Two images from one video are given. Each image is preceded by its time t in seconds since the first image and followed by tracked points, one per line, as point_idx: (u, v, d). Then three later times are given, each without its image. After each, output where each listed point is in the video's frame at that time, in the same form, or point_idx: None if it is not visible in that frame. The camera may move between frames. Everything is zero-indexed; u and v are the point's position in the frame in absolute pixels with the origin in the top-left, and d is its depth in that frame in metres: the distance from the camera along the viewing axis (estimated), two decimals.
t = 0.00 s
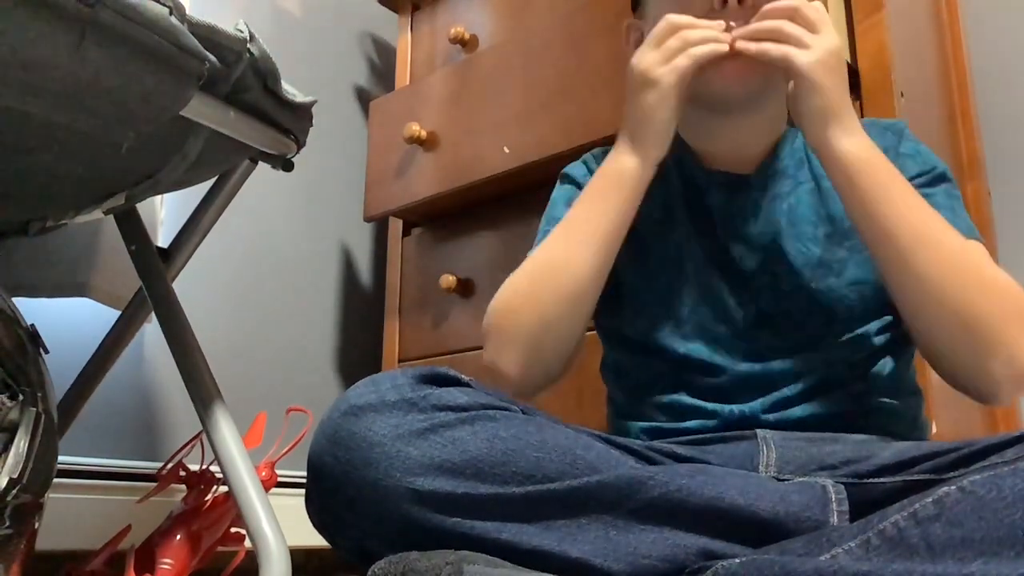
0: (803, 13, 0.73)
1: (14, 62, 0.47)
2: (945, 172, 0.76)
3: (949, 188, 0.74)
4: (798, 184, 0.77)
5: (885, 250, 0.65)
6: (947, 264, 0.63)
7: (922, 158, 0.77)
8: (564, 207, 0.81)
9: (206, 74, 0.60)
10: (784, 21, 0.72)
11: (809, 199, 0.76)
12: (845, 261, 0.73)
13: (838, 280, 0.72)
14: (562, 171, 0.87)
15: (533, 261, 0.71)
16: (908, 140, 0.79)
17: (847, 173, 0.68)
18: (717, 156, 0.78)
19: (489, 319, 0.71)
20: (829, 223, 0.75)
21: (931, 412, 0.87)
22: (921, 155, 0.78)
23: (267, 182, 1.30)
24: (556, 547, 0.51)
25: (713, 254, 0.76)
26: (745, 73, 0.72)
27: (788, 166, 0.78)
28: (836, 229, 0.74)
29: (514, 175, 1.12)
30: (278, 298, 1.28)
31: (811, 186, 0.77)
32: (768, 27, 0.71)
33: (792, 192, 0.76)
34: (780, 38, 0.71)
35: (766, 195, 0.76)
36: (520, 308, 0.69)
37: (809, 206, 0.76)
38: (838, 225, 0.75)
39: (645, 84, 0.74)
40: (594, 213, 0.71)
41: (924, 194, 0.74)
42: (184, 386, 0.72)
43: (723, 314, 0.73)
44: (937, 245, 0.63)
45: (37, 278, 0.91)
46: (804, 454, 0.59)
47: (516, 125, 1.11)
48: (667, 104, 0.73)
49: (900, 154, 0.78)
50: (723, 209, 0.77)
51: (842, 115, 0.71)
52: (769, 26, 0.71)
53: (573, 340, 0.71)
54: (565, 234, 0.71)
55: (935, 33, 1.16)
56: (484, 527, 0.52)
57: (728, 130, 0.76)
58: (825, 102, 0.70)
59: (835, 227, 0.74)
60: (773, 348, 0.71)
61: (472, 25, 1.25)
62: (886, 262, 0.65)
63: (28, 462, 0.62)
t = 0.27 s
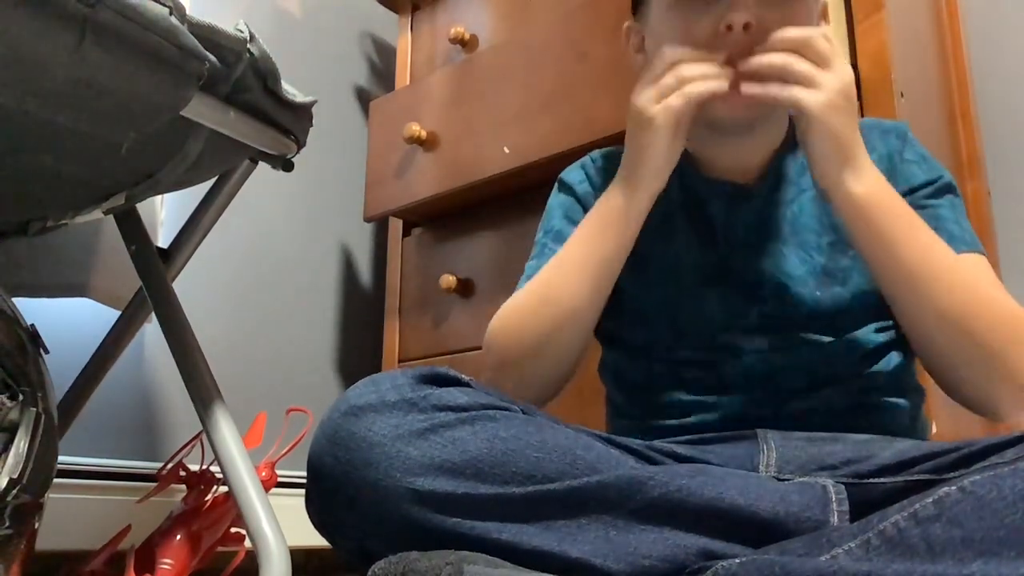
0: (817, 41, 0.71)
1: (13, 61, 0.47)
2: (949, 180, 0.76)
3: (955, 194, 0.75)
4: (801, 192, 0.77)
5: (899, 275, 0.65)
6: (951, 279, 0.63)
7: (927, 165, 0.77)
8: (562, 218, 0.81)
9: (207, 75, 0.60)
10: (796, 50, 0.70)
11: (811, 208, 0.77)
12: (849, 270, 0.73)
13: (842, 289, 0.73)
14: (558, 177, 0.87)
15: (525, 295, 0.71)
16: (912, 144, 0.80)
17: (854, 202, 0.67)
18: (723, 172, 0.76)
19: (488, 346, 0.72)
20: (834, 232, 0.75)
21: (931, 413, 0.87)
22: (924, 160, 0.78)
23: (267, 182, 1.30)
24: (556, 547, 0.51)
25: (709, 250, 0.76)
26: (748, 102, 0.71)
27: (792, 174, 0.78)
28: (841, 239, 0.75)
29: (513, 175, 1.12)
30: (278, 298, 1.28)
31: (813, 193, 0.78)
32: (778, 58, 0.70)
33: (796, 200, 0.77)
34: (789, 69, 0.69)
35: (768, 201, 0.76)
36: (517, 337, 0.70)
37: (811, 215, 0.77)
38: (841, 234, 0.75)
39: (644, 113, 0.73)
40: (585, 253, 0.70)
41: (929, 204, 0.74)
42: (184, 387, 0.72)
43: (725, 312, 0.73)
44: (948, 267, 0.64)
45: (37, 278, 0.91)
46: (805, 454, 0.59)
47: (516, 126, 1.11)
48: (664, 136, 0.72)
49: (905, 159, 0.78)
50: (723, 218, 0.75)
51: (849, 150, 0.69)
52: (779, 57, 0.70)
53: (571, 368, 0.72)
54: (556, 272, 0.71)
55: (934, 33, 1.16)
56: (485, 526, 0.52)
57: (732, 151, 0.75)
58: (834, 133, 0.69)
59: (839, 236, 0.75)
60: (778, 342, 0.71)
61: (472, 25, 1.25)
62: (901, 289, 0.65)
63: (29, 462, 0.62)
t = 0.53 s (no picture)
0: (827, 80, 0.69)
1: (13, 61, 0.47)
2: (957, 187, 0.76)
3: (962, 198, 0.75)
4: (803, 198, 0.77)
5: (917, 305, 0.65)
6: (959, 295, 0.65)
7: (935, 171, 0.77)
8: (555, 228, 0.82)
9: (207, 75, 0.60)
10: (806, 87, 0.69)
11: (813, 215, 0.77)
12: (853, 279, 0.73)
13: (845, 298, 0.72)
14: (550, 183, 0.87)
15: (516, 323, 0.73)
16: (919, 148, 0.79)
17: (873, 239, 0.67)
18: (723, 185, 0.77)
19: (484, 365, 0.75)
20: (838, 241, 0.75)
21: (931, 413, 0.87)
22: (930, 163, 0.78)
23: (267, 182, 1.30)
24: (555, 547, 0.51)
25: (705, 253, 0.76)
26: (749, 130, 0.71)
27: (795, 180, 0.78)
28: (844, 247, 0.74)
29: (513, 175, 1.12)
30: (278, 299, 1.28)
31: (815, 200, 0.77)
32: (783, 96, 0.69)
33: (798, 206, 0.77)
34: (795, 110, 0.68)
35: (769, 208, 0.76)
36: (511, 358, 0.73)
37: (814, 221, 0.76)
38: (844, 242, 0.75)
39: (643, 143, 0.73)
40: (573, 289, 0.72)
41: (938, 212, 0.74)
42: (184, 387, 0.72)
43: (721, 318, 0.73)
44: (955, 283, 0.65)
45: (37, 279, 0.91)
46: (805, 455, 0.59)
47: (516, 126, 1.11)
48: (660, 172, 0.72)
49: (912, 164, 0.78)
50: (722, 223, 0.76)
51: (861, 188, 0.68)
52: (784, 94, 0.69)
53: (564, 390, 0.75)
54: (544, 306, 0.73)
55: (934, 33, 1.16)
56: (484, 525, 0.52)
57: (732, 168, 0.76)
58: (845, 167, 0.67)
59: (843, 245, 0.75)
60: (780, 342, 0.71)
61: (472, 25, 1.25)
62: (920, 316, 0.65)
63: (29, 462, 0.62)
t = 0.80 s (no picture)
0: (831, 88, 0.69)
1: (13, 61, 0.47)
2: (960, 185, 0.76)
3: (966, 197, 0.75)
4: (802, 198, 0.77)
5: (932, 314, 0.66)
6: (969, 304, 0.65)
7: (938, 169, 0.77)
8: (547, 229, 0.82)
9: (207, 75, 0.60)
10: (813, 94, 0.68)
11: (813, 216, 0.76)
12: (853, 282, 0.73)
13: (845, 301, 0.72)
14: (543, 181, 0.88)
15: (508, 329, 0.75)
16: (921, 145, 0.79)
17: (888, 253, 0.66)
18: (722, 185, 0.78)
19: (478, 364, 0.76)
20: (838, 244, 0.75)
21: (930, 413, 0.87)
22: (933, 161, 0.78)
23: (267, 182, 1.30)
24: (555, 548, 0.51)
25: (704, 253, 0.76)
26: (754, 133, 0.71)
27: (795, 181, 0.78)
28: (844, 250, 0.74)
29: (512, 176, 1.12)
30: (277, 299, 1.28)
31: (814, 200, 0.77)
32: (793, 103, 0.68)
33: (797, 206, 0.77)
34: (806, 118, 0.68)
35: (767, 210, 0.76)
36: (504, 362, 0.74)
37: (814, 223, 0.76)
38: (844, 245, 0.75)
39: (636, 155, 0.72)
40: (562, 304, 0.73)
41: (943, 213, 0.74)
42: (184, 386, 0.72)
43: (721, 318, 0.73)
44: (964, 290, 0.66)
45: (37, 279, 0.91)
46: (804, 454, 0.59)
47: (516, 126, 1.11)
48: (651, 184, 0.72)
49: (914, 163, 0.78)
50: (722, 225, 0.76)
51: (872, 197, 0.67)
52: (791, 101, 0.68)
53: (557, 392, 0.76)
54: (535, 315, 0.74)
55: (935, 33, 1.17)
56: (484, 525, 0.52)
57: (732, 168, 0.77)
58: (855, 178, 0.67)
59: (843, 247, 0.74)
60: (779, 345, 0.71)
61: (472, 25, 1.25)
62: (931, 325, 0.66)
63: (29, 462, 0.62)
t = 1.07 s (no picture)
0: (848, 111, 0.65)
1: (12, 61, 0.47)
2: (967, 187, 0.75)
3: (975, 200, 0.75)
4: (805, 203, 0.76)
5: (955, 324, 0.65)
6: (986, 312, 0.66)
7: (944, 171, 0.77)
8: (540, 229, 0.82)
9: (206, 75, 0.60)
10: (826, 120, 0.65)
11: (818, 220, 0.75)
12: (855, 293, 0.72)
13: (846, 312, 0.71)
14: (536, 176, 0.87)
15: (497, 333, 0.75)
16: (925, 146, 0.78)
17: (912, 270, 0.65)
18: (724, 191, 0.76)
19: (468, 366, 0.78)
20: (839, 252, 0.73)
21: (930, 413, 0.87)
22: (941, 162, 0.77)
23: (267, 183, 1.30)
24: (555, 550, 0.51)
25: (704, 255, 0.75)
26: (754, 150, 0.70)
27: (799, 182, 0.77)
28: (846, 259, 0.73)
29: (512, 176, 1.12)
30: (277, 299, 1.28)
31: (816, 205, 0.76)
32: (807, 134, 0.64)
33: (799, 210, 0.76)
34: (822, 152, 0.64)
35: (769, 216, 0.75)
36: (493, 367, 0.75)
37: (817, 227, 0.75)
38: (845, 253, 0.73)
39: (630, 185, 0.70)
40: (545, 324, 0.73)
41: (951, 216, 0.73)
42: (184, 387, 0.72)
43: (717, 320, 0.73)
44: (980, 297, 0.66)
45: (37, 279, 0.91)
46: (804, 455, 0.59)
47: (516, 126, 1.11)
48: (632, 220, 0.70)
49: (920, 165, 0.77)
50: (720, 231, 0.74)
51: (900, 220, 0.65)
52: (803, 133, 0.64)
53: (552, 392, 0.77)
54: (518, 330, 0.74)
55: (934, 33, 1.17)
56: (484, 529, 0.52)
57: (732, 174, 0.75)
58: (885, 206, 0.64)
59: (845, 257, 0.73)
60: (779, 358, 0.70)
61: (472, 25, 1.25)
62: (953, 334, 0.66)
63: (29, 462, 0.62)
